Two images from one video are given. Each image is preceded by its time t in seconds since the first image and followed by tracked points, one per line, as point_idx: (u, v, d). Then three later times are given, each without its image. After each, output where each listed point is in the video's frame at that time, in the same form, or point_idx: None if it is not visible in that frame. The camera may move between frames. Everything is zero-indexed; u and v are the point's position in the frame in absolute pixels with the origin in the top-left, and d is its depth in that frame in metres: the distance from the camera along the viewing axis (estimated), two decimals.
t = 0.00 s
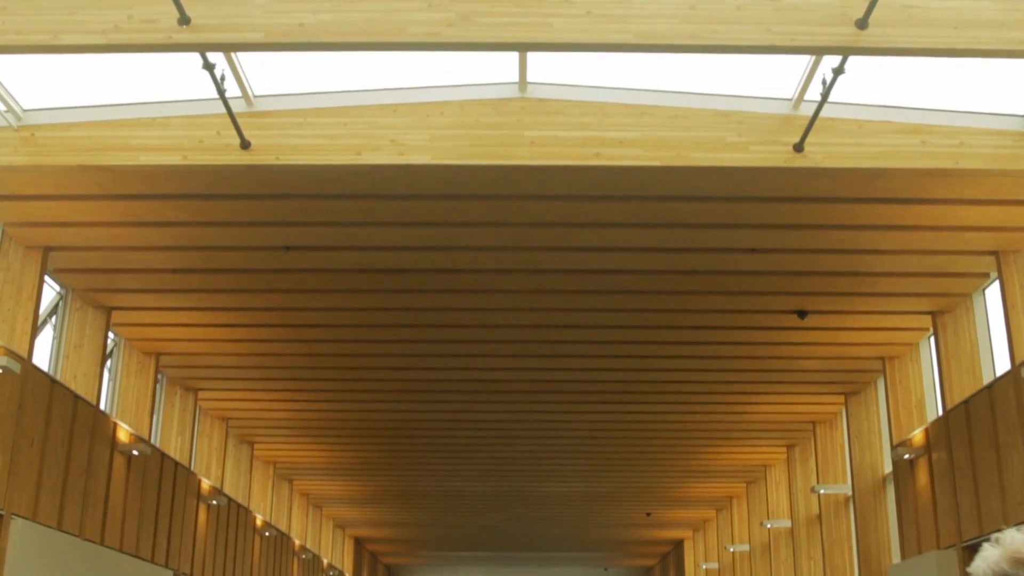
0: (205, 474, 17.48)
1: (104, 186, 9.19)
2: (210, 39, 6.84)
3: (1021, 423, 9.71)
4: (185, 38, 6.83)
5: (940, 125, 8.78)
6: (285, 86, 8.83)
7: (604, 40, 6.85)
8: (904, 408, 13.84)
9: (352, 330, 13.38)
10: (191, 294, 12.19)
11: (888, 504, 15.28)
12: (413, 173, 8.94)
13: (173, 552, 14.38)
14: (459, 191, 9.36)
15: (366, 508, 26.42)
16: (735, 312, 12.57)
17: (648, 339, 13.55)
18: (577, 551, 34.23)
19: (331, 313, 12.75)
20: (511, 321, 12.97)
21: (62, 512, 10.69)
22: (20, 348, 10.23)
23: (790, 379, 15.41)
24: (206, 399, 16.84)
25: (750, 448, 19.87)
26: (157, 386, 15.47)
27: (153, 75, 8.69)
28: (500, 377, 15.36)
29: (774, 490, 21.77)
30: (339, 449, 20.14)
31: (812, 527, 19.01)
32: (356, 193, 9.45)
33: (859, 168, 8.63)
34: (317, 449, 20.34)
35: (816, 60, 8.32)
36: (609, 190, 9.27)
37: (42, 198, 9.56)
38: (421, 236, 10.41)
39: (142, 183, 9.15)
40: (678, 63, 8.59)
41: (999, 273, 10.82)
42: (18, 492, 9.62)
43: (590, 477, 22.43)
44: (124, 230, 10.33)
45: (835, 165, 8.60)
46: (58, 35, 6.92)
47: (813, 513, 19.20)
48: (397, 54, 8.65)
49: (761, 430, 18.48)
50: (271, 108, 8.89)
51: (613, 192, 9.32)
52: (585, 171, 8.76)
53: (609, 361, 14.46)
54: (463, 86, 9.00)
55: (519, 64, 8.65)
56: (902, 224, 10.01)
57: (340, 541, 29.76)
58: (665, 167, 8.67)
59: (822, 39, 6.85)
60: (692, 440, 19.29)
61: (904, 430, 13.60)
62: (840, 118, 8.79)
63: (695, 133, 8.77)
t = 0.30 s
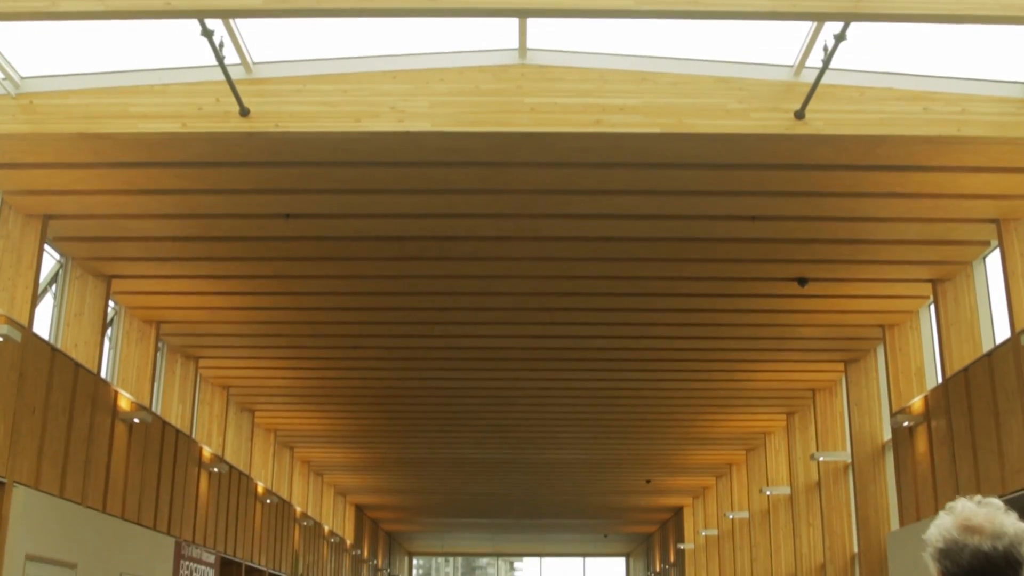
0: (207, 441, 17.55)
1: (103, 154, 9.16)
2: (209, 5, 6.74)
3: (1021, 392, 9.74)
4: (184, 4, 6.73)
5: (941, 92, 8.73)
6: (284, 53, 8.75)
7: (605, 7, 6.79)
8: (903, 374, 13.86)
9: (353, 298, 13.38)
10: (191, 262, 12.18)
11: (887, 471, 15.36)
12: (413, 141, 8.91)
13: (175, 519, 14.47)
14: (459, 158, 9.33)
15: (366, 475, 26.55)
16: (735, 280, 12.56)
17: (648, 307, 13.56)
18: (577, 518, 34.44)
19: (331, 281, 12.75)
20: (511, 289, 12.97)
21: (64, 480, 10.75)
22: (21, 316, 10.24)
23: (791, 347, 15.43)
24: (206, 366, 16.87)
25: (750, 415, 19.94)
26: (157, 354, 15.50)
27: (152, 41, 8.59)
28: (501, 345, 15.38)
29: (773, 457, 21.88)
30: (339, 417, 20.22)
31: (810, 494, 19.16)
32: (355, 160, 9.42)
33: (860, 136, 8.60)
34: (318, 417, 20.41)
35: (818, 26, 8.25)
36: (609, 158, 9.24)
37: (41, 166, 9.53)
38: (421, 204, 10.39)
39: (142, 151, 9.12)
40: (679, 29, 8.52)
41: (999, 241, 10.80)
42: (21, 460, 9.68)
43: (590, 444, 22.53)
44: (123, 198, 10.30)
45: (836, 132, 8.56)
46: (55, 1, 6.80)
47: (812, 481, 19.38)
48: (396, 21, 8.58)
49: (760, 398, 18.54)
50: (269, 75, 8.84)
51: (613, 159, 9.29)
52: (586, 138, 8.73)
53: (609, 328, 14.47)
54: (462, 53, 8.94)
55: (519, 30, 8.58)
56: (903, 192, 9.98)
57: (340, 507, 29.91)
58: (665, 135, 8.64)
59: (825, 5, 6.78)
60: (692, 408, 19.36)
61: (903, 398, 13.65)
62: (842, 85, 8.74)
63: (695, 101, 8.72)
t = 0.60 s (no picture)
0: (207, 406, 17.62)
1: (102, 120, 9.11)
2: None
3: (1021, 357, 9.75)
4: None
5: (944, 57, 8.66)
6: (282, 17, 8.67)
7: None
8: (903, 339, 13.87)
9: (352, 263, 13.36)
10: (190, 227, 12.16)
11: (886, 436, 15.41)
12: (412, 105, 8.86)
13: (176, 484, 14.55)
14: (459, 122, 9.28)
15: (366, 440, 26.65)
16: (735, 245, 12.54)
17: (649, 271, 13.55)
18: (577, 482, 34.63)
19: (331, 246, 12.73)
20: (511, 254, 12.95)
21: (67, 445, 10.82)
22: (21, 282, 10.23)
23: (791, 312, 15.43)
24: (207, 332, 16.89)
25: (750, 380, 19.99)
26: (158, 320, 15.51)
27: (149, 6, 8.48)
28: (501, 309, 15.37)
29: (773, 421, 21.97)
30: (340, 381, 20.27)
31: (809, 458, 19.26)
32: (355, 125, 9.38)
33: (862, 100, 8.55)
34: (318, 382, 20.46)
35: None
36: (610, 122, 9.19)
37: (39, 131, 9.48)
38: (420, 168, 10.35)
39: (140, 116, 9.07)
40: None
41: (1001, 206, 10.76)
42: (23, 425, 9.73)
43: (590, 409, 22.61)
44: (123, 163, 10.25)
45: (838, 97, 8.51)
46: None
47: (812, 445, 19.48)
48: None
49: (760, 362, 18.57)
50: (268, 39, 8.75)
51: (614, 123, 9.24)
52: (586, 103, 8.69)
53: (609, 292, 14.47)
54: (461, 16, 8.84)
55: None
56: (905, 156, 9.93)
57: (341, 472, 30.04)
58: (666, 98, 8.61)
59: None
60: (692, 372, 19.41)
61: (903, 362, 13.70)
62: (844, 49, 8.66)
63: (696, 65, 8.66)
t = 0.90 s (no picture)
0: (207, 374, 17.65)
1: (99, 87, 9.06)
2: None
3: (1020, 324, 9.75)
4: None
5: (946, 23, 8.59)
6: None
7: None
8: (903, 306, 13.88)
9: (352, 231, 13.33)
10: (189, 195, 12.12)
11: (884, 403, 15.48)
12: (411, 71, 8.80)
13: (177, 451, 14.60)
14: (458, 89, 9.23)
15: (366, 407, 26.74)
16: (736, 212, 12.52)
17: (648, 239, 13.53)
18: (577, 449, 34.79)
19: (330, 214, 12.70)
20: (511, 222, 12.93)
21: (68, 413, 10.85)
22: (20, 249, 10.22)
23: (791, 279, 15.43)
24: (206, 299, 16.89)
25: (749, 347, 20.02)
26: (158, 288, 15.51)
27: None
28: (501, 277, 15.36)
29: (772, 389, 22.02)
30: (340, 349, 20.30)
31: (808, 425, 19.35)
32: (353, 91, 9.32)
33: (863, 66, 8.50)
34: (318, 349, 20.49)
35: None
36: (610, 88, 9.13)
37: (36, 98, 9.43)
38: (420, 135, 10.30)
39: (138, 83, 9.02)
40: None
41: (1001, 173, 10.73)
42: (23, 393, 9.75)
43: (590, 376, 22.66)
44: (121, 131, 10.21)
45: (839, 63, 8.46)
46: None
47: (811, 412, 19.54)
48: None
49: (760, 329, 18.59)
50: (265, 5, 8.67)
51: (614, 90, 9.19)
52: (586, 69, 8.63)
53: (609, 260, 14.46)
54: None
55: None
56: (906, 123, 9.88)
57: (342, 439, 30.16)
58: (666, 65, 8.55)
59: None
60: (691, 339, 19.44)
61: (903, 330, 13.73)
62: (846, 15, 8.58)
63: (696, 31, 8.59)
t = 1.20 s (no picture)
0: (207, 342, 17.68)
1: (98, 54, 9.00)
2: None
3: (1021, 292, 9.75)
4: None
5: None
6: None
7: None
8: (903, 274, 13.88)
9: (352, 199, 13.29)
10: (189, 164, 12.08)
11: (884, 371, 15.48)
12: (410, 38, 8.74)
13: (178, 420, 14.66)
14: (457, 56, 9.17)
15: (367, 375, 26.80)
16: (736, 180, 12.48)
17: (649, 207, 13.49)
18: (577, 417, 34.91)
19: (330, 182, 12.66)
20: (511, 190, 12.89)
21: (68, 381, 10.87)
22: (19, 218, 10.19)
23: (791, 247, 15.41)
24: (206, 268, 16.88)
25: (750, 315, 20.04)
26: (157, 256, 15.49)
27: None
28: (501, 245, 15.34)
29: (772, 357, 22.06)
30: (341, 317, 20.32)
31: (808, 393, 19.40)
32: (352, 59, 9.26)
33: (865, 33, 8.43)
34: (319, 318, 20.51)
35: None
36: (610, 55, 9.07)
37: (34, 67, 9.37)
38: (419, 103, 10.25)
39: (136, 51, 8.96)
40: None
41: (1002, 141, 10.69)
42: (23, 362, 9.77)
43: (590, 344, 22.70)
44: (119, 99, 10.15)
45: (841, 30, 8.39)
46: None
47: (811, 380, 19.59)
48: None
49: (760, 298, 18.60)
50: None
51: (614, 57, 9.13)
52: (586, 36, 8.57)
53: (609, 228, 14.44)
54: None
55: None
56: (908, 90, 9.82)
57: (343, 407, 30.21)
58: (667, 32, 8.49)
59: None
60: (691, 308, 19.46)
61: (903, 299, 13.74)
62: None
63: None
